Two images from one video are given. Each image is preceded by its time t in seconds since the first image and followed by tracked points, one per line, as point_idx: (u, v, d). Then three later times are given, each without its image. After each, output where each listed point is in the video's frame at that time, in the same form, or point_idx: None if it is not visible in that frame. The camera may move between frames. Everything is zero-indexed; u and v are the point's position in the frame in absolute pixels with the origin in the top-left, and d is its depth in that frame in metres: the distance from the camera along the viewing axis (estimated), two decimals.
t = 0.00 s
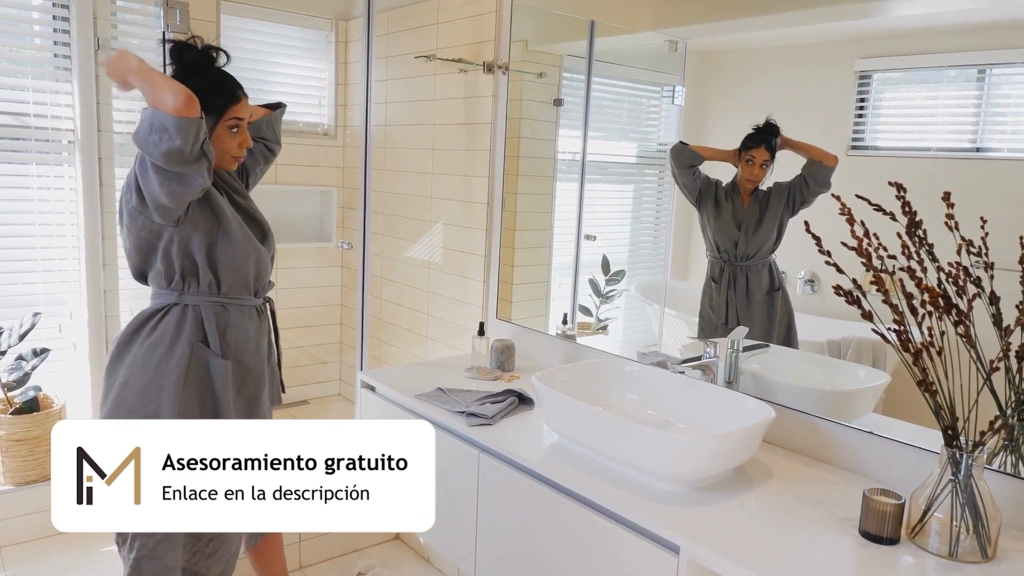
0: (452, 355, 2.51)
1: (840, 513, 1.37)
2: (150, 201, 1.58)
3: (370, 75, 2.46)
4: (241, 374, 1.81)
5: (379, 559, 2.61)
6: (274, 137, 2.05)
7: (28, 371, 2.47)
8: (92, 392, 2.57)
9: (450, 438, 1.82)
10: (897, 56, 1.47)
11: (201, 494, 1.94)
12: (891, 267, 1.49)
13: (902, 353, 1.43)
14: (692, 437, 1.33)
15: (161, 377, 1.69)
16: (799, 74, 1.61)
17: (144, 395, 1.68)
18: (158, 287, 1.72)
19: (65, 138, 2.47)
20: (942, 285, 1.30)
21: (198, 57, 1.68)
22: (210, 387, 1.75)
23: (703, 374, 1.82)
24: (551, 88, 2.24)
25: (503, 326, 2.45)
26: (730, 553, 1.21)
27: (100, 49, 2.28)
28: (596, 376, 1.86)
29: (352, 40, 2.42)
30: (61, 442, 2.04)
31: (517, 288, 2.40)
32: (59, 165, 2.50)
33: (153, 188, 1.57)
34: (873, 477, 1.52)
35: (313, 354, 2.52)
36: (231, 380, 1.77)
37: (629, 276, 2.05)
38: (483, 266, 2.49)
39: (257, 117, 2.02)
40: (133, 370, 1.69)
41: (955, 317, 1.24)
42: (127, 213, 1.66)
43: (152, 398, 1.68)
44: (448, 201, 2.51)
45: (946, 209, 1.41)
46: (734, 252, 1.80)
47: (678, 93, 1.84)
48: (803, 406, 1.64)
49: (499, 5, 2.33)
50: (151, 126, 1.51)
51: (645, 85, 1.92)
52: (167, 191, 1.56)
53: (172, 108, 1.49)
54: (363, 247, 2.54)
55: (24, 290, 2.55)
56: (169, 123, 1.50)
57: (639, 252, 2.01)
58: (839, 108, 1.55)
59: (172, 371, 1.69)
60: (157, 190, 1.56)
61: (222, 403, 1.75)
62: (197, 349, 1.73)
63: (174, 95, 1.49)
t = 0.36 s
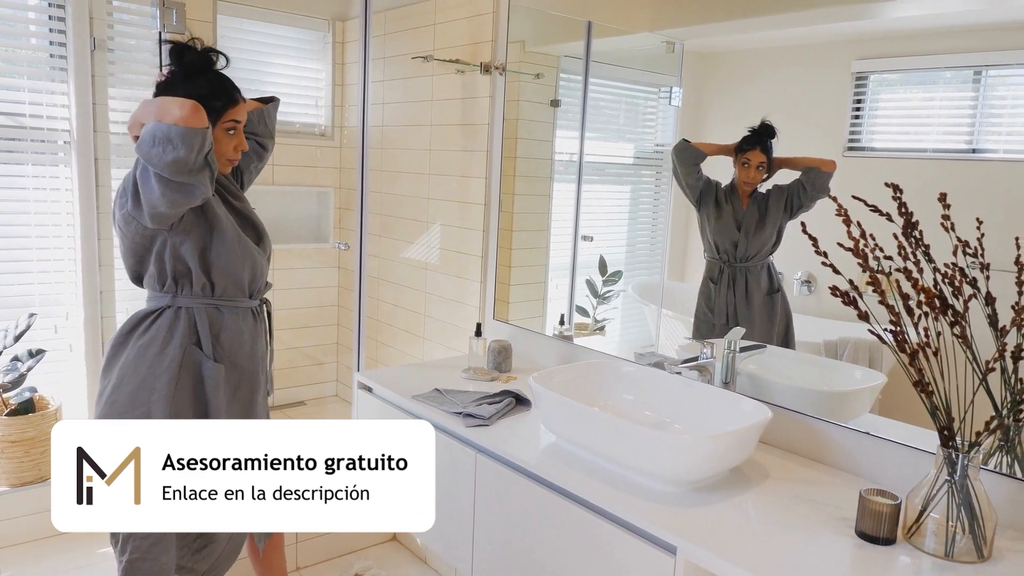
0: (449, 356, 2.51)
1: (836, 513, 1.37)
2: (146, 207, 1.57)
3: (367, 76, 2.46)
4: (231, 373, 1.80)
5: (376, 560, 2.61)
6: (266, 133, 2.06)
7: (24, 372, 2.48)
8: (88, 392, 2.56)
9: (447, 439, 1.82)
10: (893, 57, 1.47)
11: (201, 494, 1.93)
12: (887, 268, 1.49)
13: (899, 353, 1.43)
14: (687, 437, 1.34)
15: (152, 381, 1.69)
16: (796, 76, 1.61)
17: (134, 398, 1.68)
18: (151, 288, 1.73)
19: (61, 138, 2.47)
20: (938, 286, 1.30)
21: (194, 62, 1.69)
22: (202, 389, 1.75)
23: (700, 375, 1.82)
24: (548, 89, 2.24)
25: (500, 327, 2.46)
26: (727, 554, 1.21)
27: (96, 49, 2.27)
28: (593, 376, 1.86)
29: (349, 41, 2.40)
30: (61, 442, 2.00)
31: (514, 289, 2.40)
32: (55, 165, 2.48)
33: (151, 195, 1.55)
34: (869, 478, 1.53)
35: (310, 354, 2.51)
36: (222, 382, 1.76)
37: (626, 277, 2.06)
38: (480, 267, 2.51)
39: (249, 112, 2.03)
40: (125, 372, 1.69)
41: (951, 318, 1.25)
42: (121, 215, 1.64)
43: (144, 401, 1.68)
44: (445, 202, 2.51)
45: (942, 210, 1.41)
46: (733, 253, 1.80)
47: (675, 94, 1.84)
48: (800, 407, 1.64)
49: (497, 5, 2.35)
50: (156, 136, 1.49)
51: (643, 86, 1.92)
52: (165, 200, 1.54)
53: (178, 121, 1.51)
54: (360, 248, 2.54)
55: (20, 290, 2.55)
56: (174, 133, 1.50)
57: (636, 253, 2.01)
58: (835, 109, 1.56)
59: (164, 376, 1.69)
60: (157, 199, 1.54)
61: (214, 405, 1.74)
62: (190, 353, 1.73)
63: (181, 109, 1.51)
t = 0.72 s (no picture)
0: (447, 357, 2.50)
1: (832, 513, 1.38)
2: (174, 202, 1.59)
3: (364, 76, 2.46)
4: (246, 373, 1.82)
5: (373, 560, 2.61)
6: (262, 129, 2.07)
7: (19, 373, 2.47)
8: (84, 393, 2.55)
9: (444, 439, 1.82)
10: (889, 58, 1.47)
11: (201, 494, 1.93)
12: (883, 268, 1.49)
13: (895, 353, 1.43)
14: (686, 437, 1.34)
15: (171, 379, 1.69)
16: (793, 76, 1.61)
17: (150, 398, 1.69)
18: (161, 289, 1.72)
19: (57, 138, 2.46)
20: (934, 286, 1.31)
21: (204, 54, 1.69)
22: (215, 389, 1.76)
23: (697, 375, 1.81)
24: (545, 89, 2.24)
25: (497, 327, 2.46)
26: (723, 553, 1.21)
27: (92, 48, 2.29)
28: (589, 377, 1.86)
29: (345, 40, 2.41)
30: (62, 442, 2.04)
31: (512, 290, 2.40)
32: (51, 165, 2.48)
33: (182, 190, 1.58)
34: (865, 478, 1.53)
35: (308, 355, 2.51)
36: (235, 380, 1.77)
37: (623, 278, 2.06)
38: (477, 268, 2.50)
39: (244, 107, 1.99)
40: (140, 372, 1.69)
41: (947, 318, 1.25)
42: (140, 212, 1.66)
43: (158, 402, 1.69)
44: (442, 202, 2.51)
45: (938, 210, 1.42)
46: (729, 251, 1.80)
47: (672, 95, 1.84)
48: (797, 407, 1.64)
49: (494, 6, 2.35)
50: (195, 130, 1.53)
51: (640, 86, 1.92)
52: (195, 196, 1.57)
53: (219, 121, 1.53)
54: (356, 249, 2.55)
55: (11, 290, 2.52)
56: (211, 130, 1.53)
57: (633, 253, 2.01)
58: (832, 109, 1.56)
59: (182, 374, 1.70)
60: (187, 194, 1.58)
61: (228, 403, 1.76)
62: (203, 351, 1.73)
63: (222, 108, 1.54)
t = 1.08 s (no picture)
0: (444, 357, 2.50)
1: (829, 514, 1.38)
2: (213, 199, 1.58)
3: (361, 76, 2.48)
4: (266, 371, 1.82)
5: (370, 561, 2.61)
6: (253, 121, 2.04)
7: (14, 373, 2.41)
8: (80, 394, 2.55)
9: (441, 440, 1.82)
10: (885, 59, 1.47)
11: (201, 494, 1.89)
12: (880, 269, 1.49)
13: (892, 353, 1.43)
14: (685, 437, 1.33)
15: (197, 380, 1.69)
16: (788, 77, 1.62)
17: (180, 398, 1.68)
18: (181, 289, 1.69)
19: (53, 139, 2.47)
20: (930, 286, 1.31)
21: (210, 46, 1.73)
22: (239, 386, 1.76)
23: (695, 375, 1.82)
24: (542, 90, 2.24)
25: (495, 328, 2.45)
26: (721, 554, 1.21)
27: (89, 48, 2.30)
28: (586, 377, 1.86)
29: (343, 41, 2.43)
30: (61, 442, 2.04)
31: (509, 290, 2.40)
32: (47, 166, 2.49)
33: (224, 187, 1.57)
34: (862, 478, 1.53)
35: (305, 355, 2.49)
36: (259, 378, 1.78)
37: (620, 278, 2.06)
38: (473, 268, 2.50)
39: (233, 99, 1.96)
40: (165, 374, 1.68)
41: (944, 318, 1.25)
42: (170, 209, 1.62)
43: (186, 401, 1.68)
44: (439, 202, 2.51)
45: (934, 211, 1.42)
46: (717, 249, 1.81)
47: (668, 95, 1.84)
48: (794, 408, 1.65)
49: (491, 6, 2.34)
50: (250, 123, 1.53)
51: (636, 86, 1.92)
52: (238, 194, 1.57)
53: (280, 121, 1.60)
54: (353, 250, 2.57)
55: (7, 291, 2.52)
56: (269, 127, 1.55)
57: (630, 253, 2.01)
58: (828, 110, 1.56)
59: (211, 374, 1.70)
60: (233, 193, 1.57)
61: (253, 403, 1.76)
62: (226, 351, 1.73)
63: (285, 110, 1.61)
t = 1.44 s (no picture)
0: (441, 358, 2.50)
1: (827, 514, 1.37)
2: (258, 203, 1.59)
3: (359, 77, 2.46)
4: (294, 364, 1.86)
5: (368, 562, 2.61)
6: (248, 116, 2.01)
7: (10, 374, 2.43)
8: (75, 395, 2.54)
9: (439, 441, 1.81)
10: (882, 60, 1.48)
11: (201, 494, 1.87)
12: (877, 270, 1.50)
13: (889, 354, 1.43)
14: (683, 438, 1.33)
15: (236, 380, 1.71)
16: (786, 78, 1.62)
17: (220, 398, 1.69)
18: (212, 292, 1.69)
19: (49, 140, 2.49)
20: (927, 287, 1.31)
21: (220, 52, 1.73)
22: (272, 383, 1.79)
23: (691, 376, 1.82)
24: (539, 91, 2.24)
25: (492, 330, 2.45)
26: (718, 555, 1.21)
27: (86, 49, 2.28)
28: (584, 378, 1.86)
29: (339, 42, 2.41)
30: (60, 442, 2.02)
31: (507, 291, 2.39)
32: (43, 166, 2.50)
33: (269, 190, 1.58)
34: (858, 479, 1.53)
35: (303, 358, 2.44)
36: (290, 372, 1.82)
37: (617, 279, 2.06)
38: (471, 269, 2.51)
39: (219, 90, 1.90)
40: (203, 376, 1.68)
41: (940, 318, 1.25)
42: (208, 212, 1.60)
43: (223, 401, 1.70)
44: (436, 203, 2.51)
45: (931, 212, 1.42)
46: (700, 248, 1.83)
47: (666, 96, 1.84)
48: (792, 409, 1.65)
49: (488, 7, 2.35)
50: (303, 128, 1.60)
51: (633, 87, 1.92)
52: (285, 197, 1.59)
53: (329, 127, 1.65)
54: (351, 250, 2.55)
55: (5, 291, 2.53)
56: (320, 132, 1.62)
57: (627, 254, 2.01)
58: (825, 111, 1.56)
59: (250, 373, 1.72)
60: (279, 195, 1.59)
61: (286, 398, 1.80)
62: (260, 350, 1.75)
63: (333, 116, 1.67)
